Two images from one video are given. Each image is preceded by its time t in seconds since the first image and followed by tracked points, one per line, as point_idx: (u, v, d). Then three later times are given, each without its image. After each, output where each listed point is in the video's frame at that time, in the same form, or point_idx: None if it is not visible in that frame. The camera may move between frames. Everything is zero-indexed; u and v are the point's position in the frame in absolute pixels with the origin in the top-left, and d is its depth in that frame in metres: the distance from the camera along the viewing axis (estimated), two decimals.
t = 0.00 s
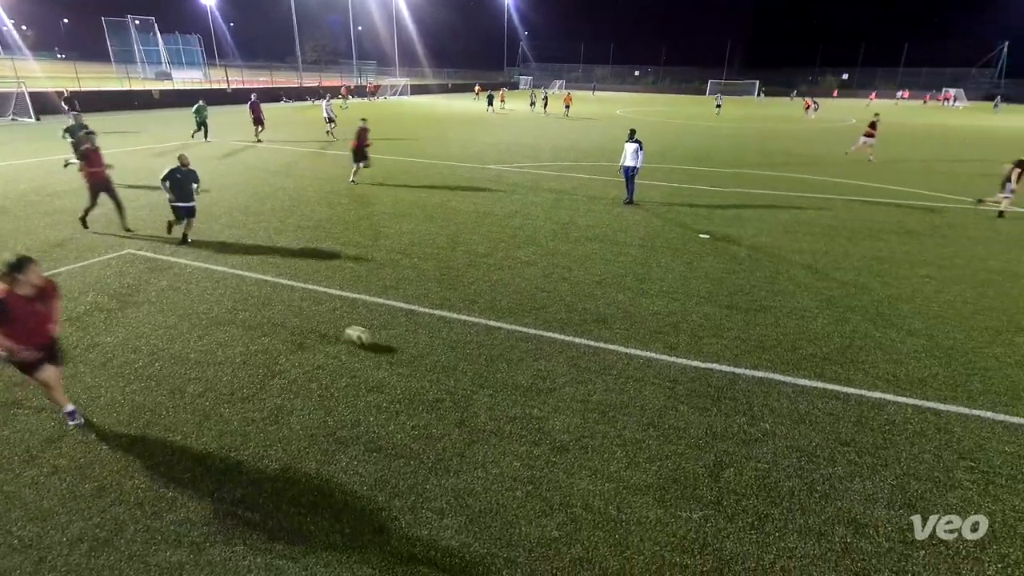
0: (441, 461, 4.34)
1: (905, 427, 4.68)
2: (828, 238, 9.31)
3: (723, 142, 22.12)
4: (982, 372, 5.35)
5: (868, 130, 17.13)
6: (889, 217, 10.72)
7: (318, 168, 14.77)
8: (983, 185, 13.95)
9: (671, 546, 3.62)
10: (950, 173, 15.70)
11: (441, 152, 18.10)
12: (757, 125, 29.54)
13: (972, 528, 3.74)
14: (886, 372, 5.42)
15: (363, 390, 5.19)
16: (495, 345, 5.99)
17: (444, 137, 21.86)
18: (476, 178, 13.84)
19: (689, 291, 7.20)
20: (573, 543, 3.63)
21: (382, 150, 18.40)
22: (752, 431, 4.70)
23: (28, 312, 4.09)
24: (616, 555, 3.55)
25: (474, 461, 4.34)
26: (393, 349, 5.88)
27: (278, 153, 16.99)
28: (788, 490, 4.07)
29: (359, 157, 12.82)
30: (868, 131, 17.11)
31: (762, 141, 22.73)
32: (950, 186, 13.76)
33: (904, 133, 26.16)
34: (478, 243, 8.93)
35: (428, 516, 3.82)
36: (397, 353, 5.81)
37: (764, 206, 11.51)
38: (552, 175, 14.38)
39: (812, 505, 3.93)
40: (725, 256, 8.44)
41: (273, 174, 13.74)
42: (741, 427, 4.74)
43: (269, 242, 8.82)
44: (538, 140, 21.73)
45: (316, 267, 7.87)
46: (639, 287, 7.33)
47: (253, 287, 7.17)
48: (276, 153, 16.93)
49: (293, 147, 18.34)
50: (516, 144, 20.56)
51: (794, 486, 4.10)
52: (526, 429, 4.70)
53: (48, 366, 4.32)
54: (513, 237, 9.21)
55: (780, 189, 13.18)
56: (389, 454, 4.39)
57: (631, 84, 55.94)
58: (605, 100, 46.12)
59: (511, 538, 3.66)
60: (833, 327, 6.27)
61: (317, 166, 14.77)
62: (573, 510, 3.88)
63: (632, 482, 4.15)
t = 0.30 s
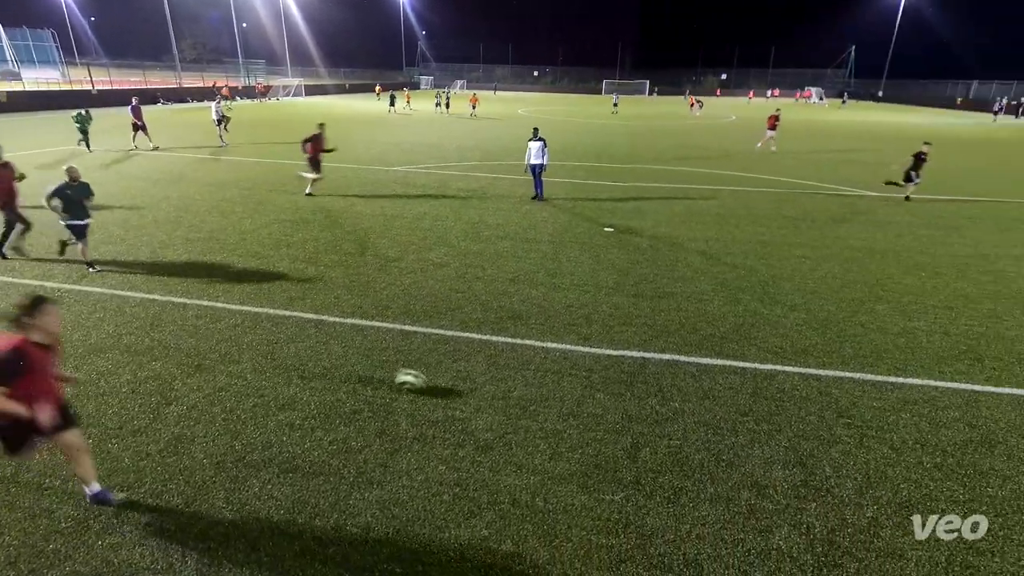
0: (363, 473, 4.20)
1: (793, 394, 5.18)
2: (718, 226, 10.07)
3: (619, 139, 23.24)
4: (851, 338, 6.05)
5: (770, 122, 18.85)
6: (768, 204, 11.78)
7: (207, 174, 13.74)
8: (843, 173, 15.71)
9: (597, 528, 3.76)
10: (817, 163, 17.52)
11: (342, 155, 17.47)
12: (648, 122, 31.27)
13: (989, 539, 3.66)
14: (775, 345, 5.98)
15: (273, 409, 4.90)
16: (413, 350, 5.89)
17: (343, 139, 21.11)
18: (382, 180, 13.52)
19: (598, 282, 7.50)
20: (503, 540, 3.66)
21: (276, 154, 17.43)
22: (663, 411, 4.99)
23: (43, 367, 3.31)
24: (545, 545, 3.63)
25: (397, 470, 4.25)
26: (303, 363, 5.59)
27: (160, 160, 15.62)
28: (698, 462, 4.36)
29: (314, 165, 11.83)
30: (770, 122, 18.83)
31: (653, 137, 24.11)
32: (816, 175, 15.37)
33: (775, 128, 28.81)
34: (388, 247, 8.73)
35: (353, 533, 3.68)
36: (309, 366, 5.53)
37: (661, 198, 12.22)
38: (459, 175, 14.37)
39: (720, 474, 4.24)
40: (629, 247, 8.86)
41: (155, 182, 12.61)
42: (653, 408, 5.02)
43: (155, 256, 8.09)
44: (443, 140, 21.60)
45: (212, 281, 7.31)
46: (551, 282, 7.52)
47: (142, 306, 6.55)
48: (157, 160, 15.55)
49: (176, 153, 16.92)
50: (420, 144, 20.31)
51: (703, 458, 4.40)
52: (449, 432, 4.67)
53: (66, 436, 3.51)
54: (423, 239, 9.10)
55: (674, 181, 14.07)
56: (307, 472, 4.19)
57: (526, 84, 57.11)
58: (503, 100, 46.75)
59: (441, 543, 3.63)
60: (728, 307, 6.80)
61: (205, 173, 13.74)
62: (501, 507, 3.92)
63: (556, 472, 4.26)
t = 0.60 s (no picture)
0: (278, 496, 3.97)
1: (697, 372, 5.56)
2: (619, 219, 10.56)
3: (520, 137, 23.68)
4: (743, 316, 6.60)
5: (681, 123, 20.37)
6: (663, 196, 12.53)
7: (73, 185, 12.32)
8: (725, 165, 17.07)
9: (525, 521, 3.82)
10: (701, 157, 18.91)
11: (231, 159, 16.35)
12: (545, 121, 32.13)
13: (979, 536, 3.69)
14: (678, 328, 6.38)
15: (170, 439, 4.47)
16: (326, 362, 5.64)
17: (231, 143, 19.75)
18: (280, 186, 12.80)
19: (511, 280, 7.59)
20: (432, 546, 3.62)
21: (155, 161, 15.97)
22: (580, 400, 5.16)
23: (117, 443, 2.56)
24: (475, 545, 3.63)
25: (315, 488, 4.05)
26: (203, 386, 5.16)
27: (15, 171, 13.80)
28: (615, 446, 4.56)
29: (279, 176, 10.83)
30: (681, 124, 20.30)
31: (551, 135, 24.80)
32: (701, 168, 16.58)
33: (661, 125, 30.70)
34: (290, 255, 8.29)
35: (271, 561, 3.47)
36: (209, 389, 5.12)
37: (566, 194, 12.60)
38: (362, 177, 13.94)
39: (637, 455, 4.46)
40: (538, 243, 9.05)
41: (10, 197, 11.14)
42: (570, 398, 5.18)
43: (15, 280, 7.12)
44: (343, 142, 20.86)
45: (88, 304, 6.56)
46: (465, 282, 7.50)
47: (4, 337, 5.75)
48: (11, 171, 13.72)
49: (33, 162, 15.02)
50: (320, 147, 19.51)
51: (620, 442, 4.61)
52: (369, 443, 4.53)
53: (149, 518, 2.81)
54: (329, 245, 8.74)
55: (576, 178, 14.56)
56: (214, 503, 3.88)
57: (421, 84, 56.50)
58: (399, 100, 45.98)
59: (369, 558, 3.52)
60: (634, 296, 7.15)
61: (72, 184, 12.31)
62: (429, 513, 3.87)
63: (481, 471, 4.27)
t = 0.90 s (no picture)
0: (185, 532, 3.66)
1: (611, 360, 5.79)
2: (528, 216, 10.75)
3: (423, 138, 23.42)
4: (649, 303, 6.97)
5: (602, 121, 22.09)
6: (567, 192, 12.91)
7: None
8: (621, 161, 17.92)
9: (454, 524, 3.79)
10: (600, 154, 19.74)
11: (105, 167, 14.81)
12: (445, 121, 31.97)
13: (973, 529, 3.73)
14: (591, 319, 6.61)
15: (52, 483, 3.99)
16: (232, 383, 5.25)
17: (101, 149, 17.84)
18: (165, 195, 11.78)
19: (425, 283, 7.49)
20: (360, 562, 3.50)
21: (6, 171, 14.07)
22: (502, 397, 5.21)
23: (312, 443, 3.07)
24: (405, 554, 3.57)
25: (227, 518, 3.78)
26: (87, 421, 4.63)
27: None
28: (539, 439, 4.65)
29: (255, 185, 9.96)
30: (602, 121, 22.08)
31: (452, 135, 24.72)
32: (599, 164, 17.29)
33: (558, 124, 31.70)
34: (182, 270, 7.66)
35: None
36: (94, 425, 4.58)
37: (475, 193, 12.63)
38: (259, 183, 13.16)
39: (560, 445, 4.58)
40: (450, 244, 8.99)
41: None
42: (492, 396, 5.21)
43: None
44: (234, 146, 19.56)
45: None
46: (377, 287, 7.30)
47: None
48: None
49: None
50: (209, 151, 18.18)
51: (543, 434, 4.70)
52: (285, 463, 4.29)
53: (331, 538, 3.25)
54: (226, 257, 8.16)
55: (482, 177, 14.64)
56: (111, 549, 3.51)
57: (313, 84, 54.16)
58: (290, 101, 43.77)
59: None
60: (547, 291, 7.31)
61: None
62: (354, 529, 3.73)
63: (407, 479, 4.19)
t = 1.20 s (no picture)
0: None
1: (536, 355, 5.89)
2: (444, 216, 10.67)
3: (329, 139, 22.60)
4: (569, 297, 7.17)
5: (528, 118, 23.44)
6: (483, 191, 12.96)
7: None
8: (537, 160, 18.14)
9: (389, 535, 3.70)
10: (513, 153, 19.91)
11: None
12: (351, 121, 31.02)
13: (973, 529, 3.75)
14: (514, 316, 6.69)
15: None
16: (130, 411, 4.81)
17: None
18: (38, 208, 10.55)
19: (343, 290, 7.23)
20: None
21: None
22: (430, 401, 5.15)
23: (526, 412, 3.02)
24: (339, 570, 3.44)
25: (135, 560, 3.46)
26: None
27: None
28: (470, 439, 4.64)
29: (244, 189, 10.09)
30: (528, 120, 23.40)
31: (361, 136, 24.03)
32: (517, 163, 17.39)
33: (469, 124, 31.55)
34: (64, 291, 6.90)
35: None
36: None
37: (389, 195, 12.36)
38: (150, 192, 12.12)
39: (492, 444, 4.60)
40: (367, 249, 8.74)
41: None
42: (420, 401, 5.14)
43: None
44: (118, 152, 17.89)
45: None
46: (292, 298, 6.96)
47: None
48: None
49: None
50: (88, 158, 16.50)
51: (474, 435, 4.70)
52: (198, 492, 3.99)
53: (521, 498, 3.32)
54: (116, 274, 7.45)
55: (394, 178, 14.35)
56: None
57: (204, 83, 50.64)
58: (179, 102, 40.65)
59: None
60: (470, 291, 7.30)
61: None
62: (283, 552, 3.54)
63: (335, 494, 4.03)
